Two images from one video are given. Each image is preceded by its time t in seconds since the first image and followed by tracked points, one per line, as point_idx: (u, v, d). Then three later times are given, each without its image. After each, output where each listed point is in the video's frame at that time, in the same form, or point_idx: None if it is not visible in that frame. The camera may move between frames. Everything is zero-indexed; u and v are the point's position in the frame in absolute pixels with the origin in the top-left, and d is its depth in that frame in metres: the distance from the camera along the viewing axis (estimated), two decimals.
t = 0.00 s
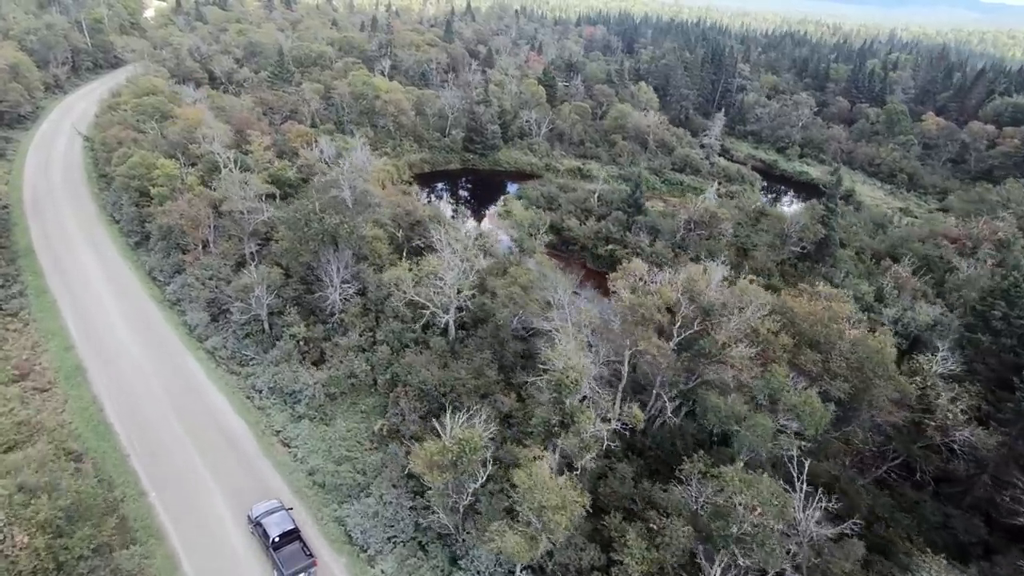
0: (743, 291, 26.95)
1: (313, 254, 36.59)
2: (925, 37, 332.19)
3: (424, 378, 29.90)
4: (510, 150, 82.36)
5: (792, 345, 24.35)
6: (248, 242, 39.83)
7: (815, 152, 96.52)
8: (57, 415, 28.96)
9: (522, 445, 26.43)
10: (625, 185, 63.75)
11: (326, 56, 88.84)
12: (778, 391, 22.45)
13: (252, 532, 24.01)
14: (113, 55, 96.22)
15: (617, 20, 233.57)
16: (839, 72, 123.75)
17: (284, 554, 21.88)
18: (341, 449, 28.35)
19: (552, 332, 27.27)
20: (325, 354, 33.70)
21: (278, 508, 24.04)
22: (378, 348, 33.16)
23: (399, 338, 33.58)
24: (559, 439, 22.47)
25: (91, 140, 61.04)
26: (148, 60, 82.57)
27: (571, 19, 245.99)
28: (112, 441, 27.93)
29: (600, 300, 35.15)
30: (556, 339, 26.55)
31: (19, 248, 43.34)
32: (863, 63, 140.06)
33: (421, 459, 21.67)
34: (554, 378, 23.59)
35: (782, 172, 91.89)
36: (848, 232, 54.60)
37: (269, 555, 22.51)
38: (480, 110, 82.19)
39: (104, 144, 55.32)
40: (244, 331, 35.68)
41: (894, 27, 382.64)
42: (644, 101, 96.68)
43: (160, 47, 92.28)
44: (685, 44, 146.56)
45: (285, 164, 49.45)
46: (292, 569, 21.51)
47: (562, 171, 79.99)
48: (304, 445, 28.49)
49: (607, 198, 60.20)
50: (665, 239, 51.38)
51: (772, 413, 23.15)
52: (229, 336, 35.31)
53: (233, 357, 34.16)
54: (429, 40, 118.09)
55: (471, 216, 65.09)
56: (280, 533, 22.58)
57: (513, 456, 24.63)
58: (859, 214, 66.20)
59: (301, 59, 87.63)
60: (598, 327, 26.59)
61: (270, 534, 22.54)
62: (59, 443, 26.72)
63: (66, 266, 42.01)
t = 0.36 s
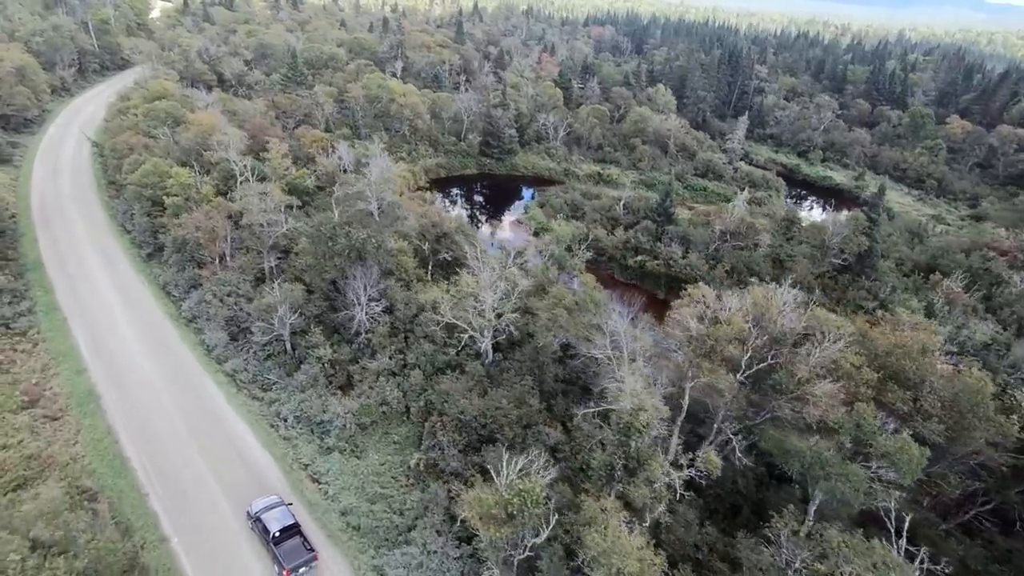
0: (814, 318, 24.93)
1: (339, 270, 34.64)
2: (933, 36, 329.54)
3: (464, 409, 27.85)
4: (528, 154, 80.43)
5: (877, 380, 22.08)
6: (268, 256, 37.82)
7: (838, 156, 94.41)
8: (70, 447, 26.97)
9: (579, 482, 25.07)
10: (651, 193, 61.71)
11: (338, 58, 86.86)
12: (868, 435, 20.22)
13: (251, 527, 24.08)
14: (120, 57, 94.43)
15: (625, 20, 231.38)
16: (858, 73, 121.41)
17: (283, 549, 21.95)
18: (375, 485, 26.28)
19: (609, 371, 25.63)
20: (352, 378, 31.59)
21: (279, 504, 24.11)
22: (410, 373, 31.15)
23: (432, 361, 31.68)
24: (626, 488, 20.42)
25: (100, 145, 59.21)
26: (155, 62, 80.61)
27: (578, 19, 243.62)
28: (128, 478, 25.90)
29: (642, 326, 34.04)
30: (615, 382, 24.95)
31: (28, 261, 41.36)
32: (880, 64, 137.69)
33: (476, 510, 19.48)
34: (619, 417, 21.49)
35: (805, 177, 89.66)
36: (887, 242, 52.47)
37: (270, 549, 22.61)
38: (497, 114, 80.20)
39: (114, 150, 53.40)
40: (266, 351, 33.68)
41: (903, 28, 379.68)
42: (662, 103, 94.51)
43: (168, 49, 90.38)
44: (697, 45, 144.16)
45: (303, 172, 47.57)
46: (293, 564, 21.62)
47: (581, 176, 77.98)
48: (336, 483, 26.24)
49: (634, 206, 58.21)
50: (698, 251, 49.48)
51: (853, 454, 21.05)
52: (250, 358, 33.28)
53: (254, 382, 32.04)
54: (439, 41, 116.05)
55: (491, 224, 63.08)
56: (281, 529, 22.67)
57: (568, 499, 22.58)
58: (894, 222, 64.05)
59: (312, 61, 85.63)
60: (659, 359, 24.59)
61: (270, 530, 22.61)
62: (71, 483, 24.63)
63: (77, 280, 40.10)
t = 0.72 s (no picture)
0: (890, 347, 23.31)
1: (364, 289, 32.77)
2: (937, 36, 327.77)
3: (507, 442, 25.92)
4: (543, 159, 78.50)
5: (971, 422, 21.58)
6: (287, 272, 35.95)
7: (857, 160, 92.60)
8: (82, 485, 25.00)
9: (651, 533, 23.64)
10: (674, 200, 59.86)
11: (346, 60, 84.81)
12: (974, 484, 18.36)
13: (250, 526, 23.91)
14: (123, 59, 92.47)
15: (629, 20, 229.54)
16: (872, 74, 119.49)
17: (282, 546, 21.60)
18: (412, 527, 24.38)
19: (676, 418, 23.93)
20: (382, 406, 29.62)
21: (276, 501, 23.68)
22: (444, 401, 29.19)
23: (467, 388, 29.65)
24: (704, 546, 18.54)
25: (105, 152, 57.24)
26: (160, 64, 78.53)
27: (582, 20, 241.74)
28: (145, 521, 23.91)
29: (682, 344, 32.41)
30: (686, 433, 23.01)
31: (33, 276, 39.31)
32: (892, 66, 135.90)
33: (540, 571, 17.48)
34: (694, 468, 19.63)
35: (824, 181, 87.78)
36: (925, 252, 50.54)
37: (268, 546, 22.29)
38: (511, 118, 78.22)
39: (120, 157, 51.43)
40: (287, 374, 31.71)
41: (906, 28, 378.19)
42: (677, 106, 92.56)
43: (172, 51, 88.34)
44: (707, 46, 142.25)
45: (320, 182, 45.63)
46: (292, 559, 21.32)
47: (597, 182, 76.09)
48: (371, 525, 24.19)
49: (658, 214, 56.32)
50: (729, 263, 47.56)
51: (958, 512, 19.50)
52: (271, 383, 31.24)
53: (277, 409, 30.00)
54: (447, 43, 114.04)
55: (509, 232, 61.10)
56: (279, 525, 22.32)
57: (632, 553, 20.61)
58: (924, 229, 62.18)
59: (319, 64, 83.57)
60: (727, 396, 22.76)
61: (268, 526, 22.25)
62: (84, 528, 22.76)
63: (82, 295, 38.04)
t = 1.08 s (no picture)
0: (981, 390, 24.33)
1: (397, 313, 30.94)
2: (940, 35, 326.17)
3: (560, 482, 23.90)
4: (558, 164, 76.50)
5: None
6: (310, 290, 33.99)
7: (876, 164, 90.76)
8: (98, 531, 22.96)
9: None
10: (700, 208, 57.93)
11: (355, 62, 82.55)
12: None
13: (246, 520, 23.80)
14: (125, 61, 90.26)
15: (633, 21, 227.56)
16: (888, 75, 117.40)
17: (279, 542, 21.45)
18: None
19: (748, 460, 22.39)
20: (418, 438, 27.64)
21: (273, 496, 23.44)
22: (486, 433, 27.21)
23: (508, 418, 27.85)
24: None
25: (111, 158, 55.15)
26: (163, 66, 76.22)
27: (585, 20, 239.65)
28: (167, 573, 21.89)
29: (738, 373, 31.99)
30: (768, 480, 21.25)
31: (38, 293, 37.15)
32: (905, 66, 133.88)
33: None
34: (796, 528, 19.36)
35: (844, 185, 86.03)
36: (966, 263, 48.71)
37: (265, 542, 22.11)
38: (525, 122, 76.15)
39: (127, 164, 49.29)
40: (313, 401, 29.62)
41: (909, 27, 376.24)
42: (693, 108, 90.55)
43: (175, 52, 86.02)
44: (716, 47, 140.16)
45: (339, 192, 43.59)
46: (290, 556, 21.25)
47: (615, 188, 74.17)
48: None
49: (685, 223, 54.36)
50: (765, 275, 45.61)
51: None
52: (296, 412, 29.12)
53: (304, 440, 27.92)
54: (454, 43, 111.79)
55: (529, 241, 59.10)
56: (275, 520, 22.07)
57: None
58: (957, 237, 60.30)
59: (327, 66, 81.32)
60: (818, 437, 22.32)
61: (264, 522, 21.99)
62: None
63: (90, 312, 35.93)
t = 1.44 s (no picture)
0: None
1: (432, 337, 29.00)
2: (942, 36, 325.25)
3: (626, 528, 21.98)
4: (574, 168, 74.57)
5: None
6: (336, 310, 32.13)
7: (894, 168, 89.21)
8: None
9: None
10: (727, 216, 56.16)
11: (363, 64, 80.29)
12: None
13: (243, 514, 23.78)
14: (126, 63, 87.91)
15: (635, 21, 225.53)
16: (901, 76, 115.69)
17: (276, 536, 21.62)
18: None
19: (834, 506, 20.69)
20: (461, 473, 25.81)
21: (270, 490, 23.54)
22: (537, 468, 25.59)
23: (557, 451, 26.27)
24: None
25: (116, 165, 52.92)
26: (166, 67, 73.95)
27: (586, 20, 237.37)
28: None
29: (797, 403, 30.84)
30: (857, 530, 19.93)
31: (45, 311, 34.93)
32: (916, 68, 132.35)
33: None
34: None
35: (864, 190, 84.45)
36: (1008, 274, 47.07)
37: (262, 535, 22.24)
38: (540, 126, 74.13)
39: (134, 172, 47.11)
40: (344, 431, 27.57)
41: (909, 28, 375.40)
42: (708, 110, 88.63)
43: (178, 54, 83.64)
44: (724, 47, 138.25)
45: (359, 202, 41.56)
46: (287, 549, 21.44)
47: (633, 194, 72.39)
48: None
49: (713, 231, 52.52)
50: (804, 288, 43.84)
51: None
52: (326, 444, 27.02)
53: (336, 475, 25.90)
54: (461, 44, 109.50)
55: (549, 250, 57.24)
56: (274, 515, 22.25)
57: None
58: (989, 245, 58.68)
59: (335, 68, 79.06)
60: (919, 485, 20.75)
61: (263, 516, 22.19)
62: None
63: (99, 330, 33.89)
